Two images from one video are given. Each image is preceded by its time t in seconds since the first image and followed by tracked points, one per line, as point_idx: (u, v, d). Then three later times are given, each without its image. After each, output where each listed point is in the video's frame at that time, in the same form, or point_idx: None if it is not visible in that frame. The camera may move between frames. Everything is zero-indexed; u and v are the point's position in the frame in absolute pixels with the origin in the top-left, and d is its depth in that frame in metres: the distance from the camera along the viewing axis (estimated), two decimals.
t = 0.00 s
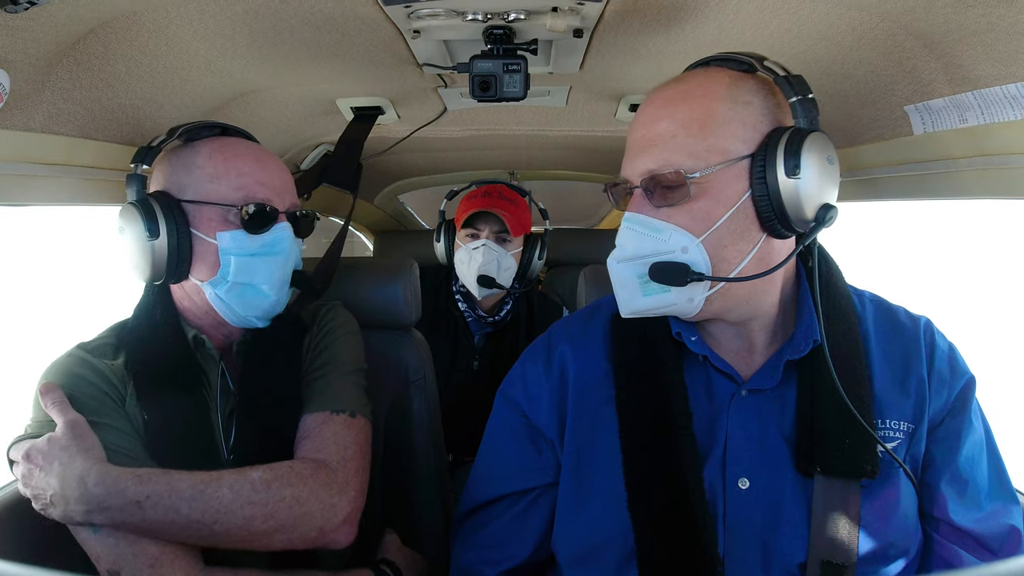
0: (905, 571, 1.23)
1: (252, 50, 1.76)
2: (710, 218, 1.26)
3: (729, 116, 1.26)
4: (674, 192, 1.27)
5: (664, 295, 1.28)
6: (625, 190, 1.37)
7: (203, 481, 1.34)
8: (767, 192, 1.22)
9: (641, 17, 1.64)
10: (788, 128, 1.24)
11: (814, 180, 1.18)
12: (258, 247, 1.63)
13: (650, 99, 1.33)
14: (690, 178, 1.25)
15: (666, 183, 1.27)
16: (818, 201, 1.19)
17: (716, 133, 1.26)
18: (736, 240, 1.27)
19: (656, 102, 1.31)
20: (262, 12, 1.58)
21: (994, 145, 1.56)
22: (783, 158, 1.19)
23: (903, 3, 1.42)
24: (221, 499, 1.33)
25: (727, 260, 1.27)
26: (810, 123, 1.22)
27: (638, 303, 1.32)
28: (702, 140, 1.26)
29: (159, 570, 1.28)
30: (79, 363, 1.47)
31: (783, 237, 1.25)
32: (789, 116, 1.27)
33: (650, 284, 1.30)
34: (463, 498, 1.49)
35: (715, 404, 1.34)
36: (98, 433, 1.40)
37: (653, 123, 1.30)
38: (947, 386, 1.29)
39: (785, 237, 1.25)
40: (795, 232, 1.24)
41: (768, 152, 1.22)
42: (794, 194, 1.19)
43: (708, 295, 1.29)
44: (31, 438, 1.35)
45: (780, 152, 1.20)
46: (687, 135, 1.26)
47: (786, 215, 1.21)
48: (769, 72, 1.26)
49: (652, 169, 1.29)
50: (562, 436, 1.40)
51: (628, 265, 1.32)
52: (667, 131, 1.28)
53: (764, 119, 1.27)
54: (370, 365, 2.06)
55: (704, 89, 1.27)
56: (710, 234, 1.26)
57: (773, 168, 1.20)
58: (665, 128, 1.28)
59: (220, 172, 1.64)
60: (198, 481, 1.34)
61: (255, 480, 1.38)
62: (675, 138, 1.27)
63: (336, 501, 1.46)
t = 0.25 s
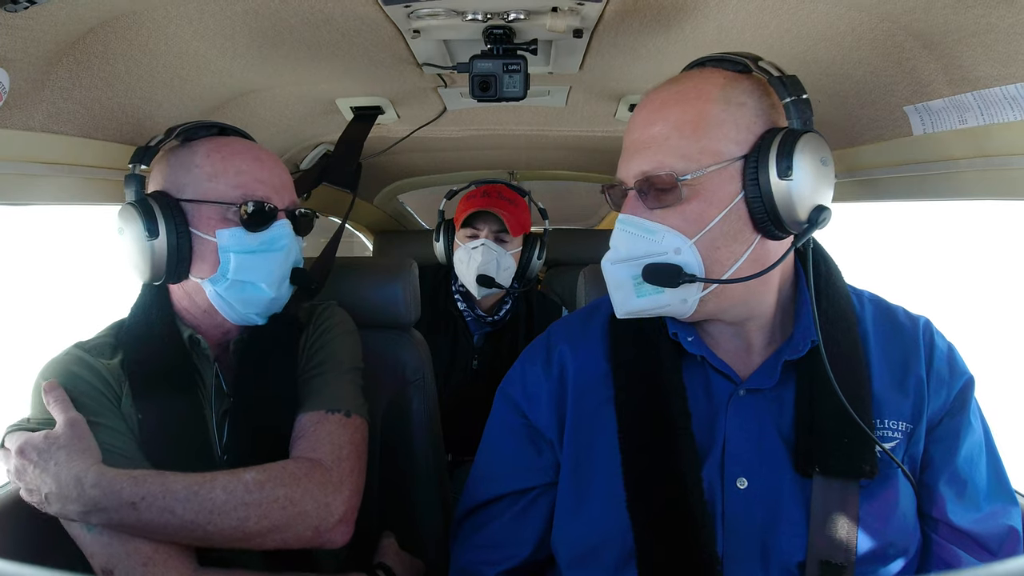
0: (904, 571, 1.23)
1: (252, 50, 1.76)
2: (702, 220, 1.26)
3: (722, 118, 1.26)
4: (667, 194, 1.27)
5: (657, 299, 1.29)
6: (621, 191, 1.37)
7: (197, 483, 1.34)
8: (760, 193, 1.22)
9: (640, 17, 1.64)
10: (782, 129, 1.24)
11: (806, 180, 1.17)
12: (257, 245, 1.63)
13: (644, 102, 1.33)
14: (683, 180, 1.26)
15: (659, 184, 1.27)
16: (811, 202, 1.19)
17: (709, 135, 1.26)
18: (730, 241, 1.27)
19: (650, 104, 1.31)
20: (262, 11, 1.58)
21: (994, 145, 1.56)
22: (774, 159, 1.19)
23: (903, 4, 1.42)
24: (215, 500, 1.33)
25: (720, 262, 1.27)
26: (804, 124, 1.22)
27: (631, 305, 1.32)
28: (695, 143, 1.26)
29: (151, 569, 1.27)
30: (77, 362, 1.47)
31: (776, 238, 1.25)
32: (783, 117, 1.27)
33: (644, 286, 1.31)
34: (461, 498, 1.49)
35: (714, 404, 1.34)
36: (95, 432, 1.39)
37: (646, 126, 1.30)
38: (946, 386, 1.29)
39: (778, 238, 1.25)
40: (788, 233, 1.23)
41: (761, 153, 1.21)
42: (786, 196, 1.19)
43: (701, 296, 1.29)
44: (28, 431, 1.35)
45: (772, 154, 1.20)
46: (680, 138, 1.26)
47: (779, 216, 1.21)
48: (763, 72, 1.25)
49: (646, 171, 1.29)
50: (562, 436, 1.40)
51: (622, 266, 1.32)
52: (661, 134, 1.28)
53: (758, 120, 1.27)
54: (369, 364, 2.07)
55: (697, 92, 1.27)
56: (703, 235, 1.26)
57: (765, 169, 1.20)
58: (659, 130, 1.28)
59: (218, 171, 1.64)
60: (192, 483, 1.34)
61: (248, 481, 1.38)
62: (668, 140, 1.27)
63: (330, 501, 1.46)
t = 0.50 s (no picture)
0: (904, 570, 1.24)
1: (252, 50, 1.76)
2: (704, 220, 1.26)
3: (724, 117, 1.26)
4: (666, 192, 1.27)
5: (658, 295, 1.29)
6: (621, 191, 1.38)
7: (197, 482, 1.34)
8: (762, 194, 1.22)
9: (641, 17, 1.64)
10: (786, 129, 1.24)
11: (810, 181, 1.17)
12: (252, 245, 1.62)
13: (646, 102, 1.34)
14: (684, 179, 1.26)
15: (659, 183, 1.27)
16: (814, 203, 1.18)
17: (711, 134, 1.26)
18: (731, 241, 1.27)
19: (652, 104, 1.31)
20: (262, 11, 1.57)
21: (994, 145, 1.56)
22: (778, 160, 1.19)
23: (903, 4, 1.42)
24: (214, 500, 1.33)
25: (721, 262, 1.27)
26: (807, 124, 1.21)
27: (632, 303, 1.32)
28: (697, 142, 1.26)
29: (154, 568, 1.27)
30: (76, 363, 1.47)
31: (778, 238, 1.25)
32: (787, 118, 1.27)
33: (645, 284, 1.31)
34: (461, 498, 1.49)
35: (715, 404, 1.34)
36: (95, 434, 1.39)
37: (649, 124, 1.30)
38: (946, 386, 1.29)
39: (781, 238, 1.25)
40: (790, 234, 1.23)
41: (764, 153, 1.22)
42: (789, 197, 1.19)
43: (702, 295, 1.29)
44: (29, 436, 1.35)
45: (775, 154, 1.19)
46: (683, 137, 1.27)
47: (781, 218, 1.21)
48: (767, 73, 1.24)
49: (648, 170, 1.29)
50: (563, 436, 1.40)
51: (623, 264, 1.32)
52: (662, 133, 1.28)
53: (760, 120, 1.27)
54: (369, 365, 2.06)
55: (700, 92, 1.27)
56: (704, 235, 1.26)
57: (768, 170, 1.20)
58: (660, 130, 1.29)
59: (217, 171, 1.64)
60: (191, 482, 1.34)
61: (248, 481, 1.38)
62: (671, 139, 1.28)
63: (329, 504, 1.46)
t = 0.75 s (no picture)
0: (901, 572, 1.23)
1: (252, 49, 1.76)
2: (699, 221, 1.26)
3: (721, 118, 1.26)
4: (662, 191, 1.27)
5: (652, 297, 1.29)
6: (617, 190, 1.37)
7: (201, 490, 1.34)
8: (758, 196, 1.22)
9: (640, 17, 1.64)
10: (783, 131, 1.23)
11: (805, 184, 1.17)
12: (250, 245, 1.62)
13: (644, 102, 1.33)
14: (680, 180, 1.26)
15: (655, 183, 1.27)
16: (809, 206, 1.18)
17: (708, 136, 1.25)
18: (726, 243, 1.27)
19: (650, 104, 1.31)
20: (261, 10, 1.58)
21: (994, 146, 1.56)
22: (773, 162, 1.19)
23: (903, 4, 1.42)
24: (219, 507, 1.33)
25: (716, 263, 1.27)
26: (804, 127, 1.21)
27: (627, 304, 1.33)
28: (694, 143, 1.26)
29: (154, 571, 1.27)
30: (76, 364, 1.48)
31: (774, 241, 1.24)
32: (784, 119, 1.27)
33: (640, 285, 1.31)
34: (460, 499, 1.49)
35: (712, 405, 1.34)
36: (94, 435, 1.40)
37: (646, 124, 1.30)
38: (944, 387, 1.29)
39: (777, 241, 1.24)
40: (785, 237, 1.23)
41: (760, 155, 1.21)
42: (784, 200, 1.18)
43: (697, 297, 1.29)
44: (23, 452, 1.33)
45: (770, 157, 1.19)
46: (679, 137, 1.26)
47: (776, 220, 1.21)
48: (765, 74, 1.25)
49: (644, 169, 1.29)
50: (561, 437, 1.40)
51: (618, 265, 1.32)
52: (659, 133, 1.28)
53: (758, 122, 1.27)
54: (369, 366, 2.07)
55: (699, 93, 1.27)
56: (699, 236, 1.26)
57: (764, 172, 1.20)
58: (658, 130, 1.28)
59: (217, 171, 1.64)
60: (195, 490, 1.34)
61: (251, 488, 1.38)
62: (667, 139, 1.27)
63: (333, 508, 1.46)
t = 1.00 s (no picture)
0: (901, 573, 1.23)
1: (253, 49, 1.76)
2: (693, 220, 1.26)
3: (719, 118, 1.26)
4: (658, 189, 1.27)
5: (645, 295, 1.30)
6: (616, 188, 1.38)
7: (207, 491, 1.34)
8: (753, 197, 1.22)
9: (640, 17, 1.64)
10: (781, 132, 1.23)
11: (801, 185, 1.17)
12: (251, 246, 1.62)
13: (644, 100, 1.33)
14: (675, 177, 1.26)
15: (652, 180, 1.27)
16: (804, 207, 1.18)
17: (705, 135, 1.25)
18: (720, 243, 1.27)
19: (650, 103, 1.31)
20: (262, 11, 1.58)
21: (994, 146, 1.56)
22: (768, 163, 1.19)
23: (903, 5, 1.42)
24: (226, 508, 1.33)
25: (710, 262, 1.27)
26: (801, 128, 1.21)
27: (620, 301, 1.33)
28: (691, 142, 1.26)
29: (153, 570, 1.27)
30: (78, 362, 1.48)
31: (769, 242, 1.24)
32: (782, 120, 1.27)
33: (633, 282, 1.31)
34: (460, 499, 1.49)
35: (712, 406, 1.34)
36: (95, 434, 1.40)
37: (644, 122, 1.30)
38: (944, 387, 1.29)
39: (772, 242, 1.24)
40: (781, 238, 1.23)
41: (756, 155, 1.21)
42: (778, 201, 1.18)
43: (690, 295, 1.29)
44: (32, 441, 1.34)
45: (767, 158, 1.19)
46: (677, 136, 1.26)
47: (769, 221, 1.20)
48: (763, 74, 1.25)
49: (641, 167, 1.30)
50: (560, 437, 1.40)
51: (612, 262, 1.33)
52: (657, 131, 1.28)
53: (756, 123, 1.27)
54: (370, 366, 2.07)
55: (699, 93, 1.27)
56: (693, 235, 1.26)
57: (759, 172, 1.20)
58: (657, 128, 1.28)
59: (220, 172, 1.64)
60: (202, 491, 1.34)
61: (258, 489, 1.38)
62: (664, 137, 1.28)
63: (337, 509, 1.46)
